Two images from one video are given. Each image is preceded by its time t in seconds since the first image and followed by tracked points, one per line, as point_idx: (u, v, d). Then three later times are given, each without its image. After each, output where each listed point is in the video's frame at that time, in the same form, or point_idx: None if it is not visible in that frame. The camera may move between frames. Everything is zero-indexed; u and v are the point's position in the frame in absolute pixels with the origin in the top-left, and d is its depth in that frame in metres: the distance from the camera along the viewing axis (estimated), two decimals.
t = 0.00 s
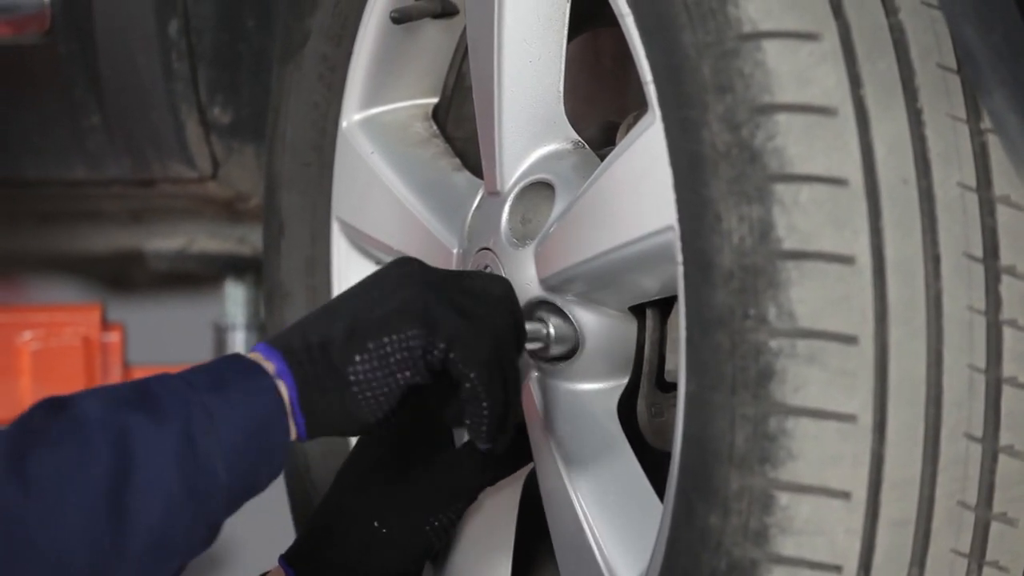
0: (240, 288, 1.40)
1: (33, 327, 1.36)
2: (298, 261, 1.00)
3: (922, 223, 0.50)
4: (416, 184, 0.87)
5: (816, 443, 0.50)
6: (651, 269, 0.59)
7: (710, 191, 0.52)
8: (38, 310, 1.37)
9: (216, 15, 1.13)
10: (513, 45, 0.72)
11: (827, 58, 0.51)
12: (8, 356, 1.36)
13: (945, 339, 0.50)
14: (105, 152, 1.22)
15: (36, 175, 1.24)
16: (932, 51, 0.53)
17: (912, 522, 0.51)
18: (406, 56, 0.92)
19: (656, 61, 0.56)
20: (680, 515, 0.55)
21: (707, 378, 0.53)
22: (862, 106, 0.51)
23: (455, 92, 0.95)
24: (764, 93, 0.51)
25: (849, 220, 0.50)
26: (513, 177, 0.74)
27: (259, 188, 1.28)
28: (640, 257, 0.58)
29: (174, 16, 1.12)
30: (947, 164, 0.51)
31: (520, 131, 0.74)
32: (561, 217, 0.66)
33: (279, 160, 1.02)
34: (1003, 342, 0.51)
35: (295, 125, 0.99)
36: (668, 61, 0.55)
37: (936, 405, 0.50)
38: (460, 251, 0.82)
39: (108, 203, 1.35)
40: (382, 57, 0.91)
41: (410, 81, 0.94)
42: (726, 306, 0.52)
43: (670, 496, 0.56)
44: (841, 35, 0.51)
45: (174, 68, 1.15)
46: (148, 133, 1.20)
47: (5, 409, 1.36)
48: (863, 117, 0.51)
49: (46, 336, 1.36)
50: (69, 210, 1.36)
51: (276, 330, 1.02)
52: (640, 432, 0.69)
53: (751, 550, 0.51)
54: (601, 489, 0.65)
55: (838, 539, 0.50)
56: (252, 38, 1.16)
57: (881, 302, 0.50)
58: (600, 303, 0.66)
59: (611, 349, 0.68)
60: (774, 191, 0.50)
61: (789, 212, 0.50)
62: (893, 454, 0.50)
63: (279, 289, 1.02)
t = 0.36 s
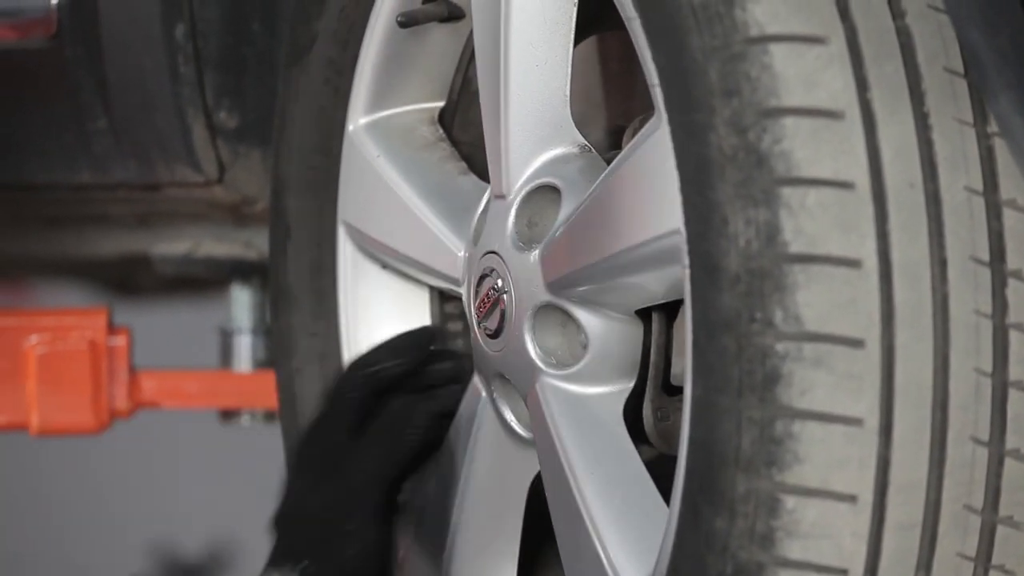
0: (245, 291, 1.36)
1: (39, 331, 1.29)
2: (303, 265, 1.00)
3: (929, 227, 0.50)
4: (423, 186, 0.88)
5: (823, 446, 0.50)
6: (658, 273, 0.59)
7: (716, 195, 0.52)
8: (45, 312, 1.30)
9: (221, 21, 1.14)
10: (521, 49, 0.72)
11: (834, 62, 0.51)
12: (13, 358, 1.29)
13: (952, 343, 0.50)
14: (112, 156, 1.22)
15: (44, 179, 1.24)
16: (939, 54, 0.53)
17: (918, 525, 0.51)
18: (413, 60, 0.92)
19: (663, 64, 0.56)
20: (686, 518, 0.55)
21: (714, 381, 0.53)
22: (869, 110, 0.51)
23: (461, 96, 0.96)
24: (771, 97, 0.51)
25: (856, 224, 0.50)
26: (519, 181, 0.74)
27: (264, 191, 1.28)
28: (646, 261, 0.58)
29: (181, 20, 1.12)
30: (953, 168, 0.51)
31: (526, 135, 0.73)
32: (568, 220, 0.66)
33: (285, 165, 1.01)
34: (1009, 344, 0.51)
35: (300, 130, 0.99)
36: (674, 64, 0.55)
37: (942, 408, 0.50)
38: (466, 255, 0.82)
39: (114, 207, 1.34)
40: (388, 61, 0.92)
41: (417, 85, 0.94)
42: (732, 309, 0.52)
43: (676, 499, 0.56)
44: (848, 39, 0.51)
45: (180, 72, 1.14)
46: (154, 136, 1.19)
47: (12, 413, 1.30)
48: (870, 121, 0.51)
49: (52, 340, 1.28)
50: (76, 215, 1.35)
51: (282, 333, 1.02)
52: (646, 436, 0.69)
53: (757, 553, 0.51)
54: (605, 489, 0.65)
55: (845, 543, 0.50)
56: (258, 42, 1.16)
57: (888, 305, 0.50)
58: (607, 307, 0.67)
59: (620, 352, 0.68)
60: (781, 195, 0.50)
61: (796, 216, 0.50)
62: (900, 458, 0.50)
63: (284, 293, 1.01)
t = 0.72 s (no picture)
0: (250, 294, 1.37)
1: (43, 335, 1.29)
2: (305, 269, 0.99)
3: (932, 230, 0.50)
4: (426, 190, 0.88)
5: (826, 449, 0.50)
6: (660, 275, 0.59)
7: (718, 198, 0.52)
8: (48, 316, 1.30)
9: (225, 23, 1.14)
10: (523, 52, 0.72)
11: (836, 65, 0.51)
12: (16, 363, 1.29)
13: (954, 346, 0.50)
14: (115, 160, 1.22)
15: (47, 182, 1.25)
16: (942, 58, 0.53)
17: (921, 528, 0.51)
18: (416, 64, 0.93)
19: (665, 67, 0.56)
20: (688, 522, 0.55)
21: (715, 385, 0.53)
22: (872, 113, 0.51)
23: (465, 99, 0.96)
24: (775, 100, 0.51)
25: (859, 227, 0.50)
26: (522, 185, 0.74)
27: (269, 194, 1.26)
28: (649, 264, 0.58)
29: (184, 23, 1.12)
30: (957, 171, 0.51)
31: (530, 139, 0.74)
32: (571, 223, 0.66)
33: (287, 167, 1.01)
34: (1013, 347, 0.52)
35: (303, 133, 0.99)
36: (677, 66, 0.55)
37: (946, 411, 0.50)
38: (469, 258, 0.82)
39: (118, 210, 1.32)
40: (391, 64, 0.92)
41: (420, 89, 0.95)
42: (735, 313, 0.51)
43: (679, 504, 0.56)
44: (851, 43, 0.52)
45: (184, 76, 1.15)
46: (158, 140, 1.19)
47: (15, 417, 1.30)
48: (873, 124, 0.51)
49: (56, 344, 1.28)
50: (82, 218, 1.34)
51: (285, 337, 1.01)
52: (650, 438, 0.69)
53: (760, 557, 0.51)
54: (607, 493, 0.65)
55: (848, 546, 0.50)
56: (262, 46, 1.16)
57: (891, 308, 0.50)
58: (609, 310, 0.67)
59: (622, 355, 0.68)
60: (784, 198, 0.50)
61: (799, 219, 0.50)
62: (903, 461, 0.50)
63: (287, 296, 1.00)
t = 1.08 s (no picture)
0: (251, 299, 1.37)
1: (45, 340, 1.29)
2: (308, 273, 0.99)
3: (933, 235, 0.51)
4: (427, 195, 0.88)
5: (827, 454, 0.50)
6: (661, 280, 0.59)
7: (720, 203, 0.52)
8: (49, 320, 1.30)
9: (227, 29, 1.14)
10: (524, 57, 0.73)
11: (837, 70, 0.51)
12: (19, 367, 1.29)
13: (955, 350, 0.50)
14: (118, 166, 1.22)
15: (49, 188, 1.25)
16: (943, 63, 0.53)
17: (923, 533, 0.51)
18: (418, 69, 0.93)
19: (666, 72, 0.56)
20: (689, 528, 0.55)
21: (716, 390, 0.53)
22: (873, 118, 0.51)
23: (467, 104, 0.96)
24: (776, 105, 0.51)
25: (861, 232, 0.50)
26: (523, 190, 0.74)
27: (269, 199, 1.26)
28: (650, 269, 0.59)
29: (186, 29, 1.12)
30: (957, 176, 0.52)
31: (531, 144, 0.74)
32: (572, 228, 0.67)
33: (289, 172, 1.01)
34: (1013, 352, 0.52)
35: (305, 138, 0.99)
36: (678, 71, 0.55)
37: (947, 415, 0.50)
38: (471, 263, 0.82)
39: (119, 215, 1.32)
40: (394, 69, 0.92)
41: (422, 93, 0.95)
42: (737, 317, 0.51)
43: (680, 509, 0.56)
44: (852, 47, 0.52)
45: (186, 81, 1.15)
46: (160, 144, 1.19)
47: (18, 422, 1.30)
48: (874, 129, 0.51)
49: (58, 349, 1.28)
50: (85, 223, 1.34)
51: (286, 342, 1.01)
52: (652, 442, 0.69)
53: (762, 562, 0.51)
54: (608, 498, 0.65)
55: (849, 550, 0.50)
56: (263, 51, 1.15)
57: (892, 313, 0.50)
58: (611, 315, 0.67)
59: (623, 361, 0.68)
60: (785, 203, 0.50)
61: (800, 224, 0.50)
62: (904, 465, 0.50)
63: (289, 300, 1.00)
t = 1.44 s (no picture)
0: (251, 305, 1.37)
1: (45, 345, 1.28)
2: (307, 278, 0.99)
3: (933, 240, 0.51)
4: (427, 200, 0.88)
5: (827, 459, 0.50)
6: (661, 285, 0.59)
7: (719, 208, 0.52)
8: (50, 326, 1.30)
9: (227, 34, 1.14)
10: (524, 62, 0.73)
11: (836, 76, 0.51)
12: (19, 372, 1.29)
13: (955, 355, 0.50)
14: (118, 171, 1.22)
15: (48, 193, 1.24)
16: (943, 68, 0.53)
17: (922, 538, 0.51)
18: (417, 74, 0.93)
19: (666, 77, 0.56)
20: (689, 533, 0.55)
21: (716, 394, 0.53)
22: (872, 123, 0.51)
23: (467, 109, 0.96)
24: (775, 110, 0.51)
25: (860, 237, 0.50)
26: (523, 195, 0.74)
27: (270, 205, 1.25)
28: (651, 274, 0.58)
29: (186, 34, 1.13)
30: (957, 181, 0.52)
31: (531, 149, 0.74)
32: (572, 233, 0.67)
33: (288, 178, 1.01)
34: (1013, 357, 0.52)
35: (304, 143, 0.99)
36: (678, 77, 0.55)
37: (947, 421, 0.50)
38: (471, 269, 0.82)
39: (119, 221, 1.32)
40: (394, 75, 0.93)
41: (421, 99, 0.95)
42: (737, 322, 0.51)
43: (679, 514, 0.56)
44: (852, 52, 0.52)
45: (185, 86, 1.15)
46: (160, 150, 1.19)
47: (19, 426, 1.30)
48: (873, 135, 0.51)
49: (58, 355, 1.28)
50: (85, 229, 1.34)
51: (285, 348, 1.01)
52: (652, 447, 0.69)
53: (761, 567, 0.51)
54: (609, 503, 0.65)
55: (849, 555, 0.50)
56: (263, 56, 1.15)
57: (891, 318, 0.50)
58: (611, 320, 0.67)
59: (623, 367, 0.68)
60: (785, 209, 0.50)
61: (800, 229, 0.50)
62: (904, 470, 0.50)
63: (288, 305, 1.00)
